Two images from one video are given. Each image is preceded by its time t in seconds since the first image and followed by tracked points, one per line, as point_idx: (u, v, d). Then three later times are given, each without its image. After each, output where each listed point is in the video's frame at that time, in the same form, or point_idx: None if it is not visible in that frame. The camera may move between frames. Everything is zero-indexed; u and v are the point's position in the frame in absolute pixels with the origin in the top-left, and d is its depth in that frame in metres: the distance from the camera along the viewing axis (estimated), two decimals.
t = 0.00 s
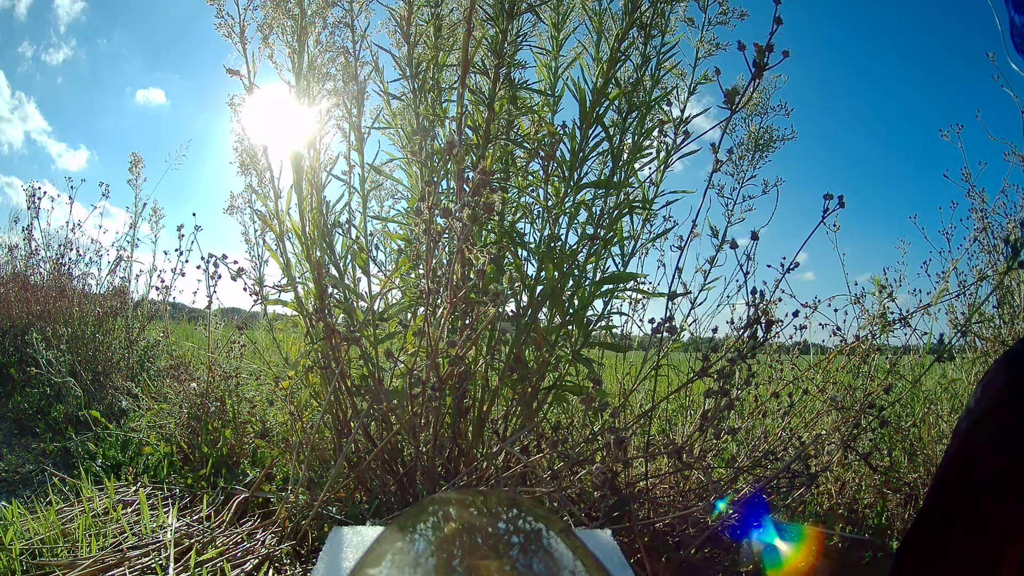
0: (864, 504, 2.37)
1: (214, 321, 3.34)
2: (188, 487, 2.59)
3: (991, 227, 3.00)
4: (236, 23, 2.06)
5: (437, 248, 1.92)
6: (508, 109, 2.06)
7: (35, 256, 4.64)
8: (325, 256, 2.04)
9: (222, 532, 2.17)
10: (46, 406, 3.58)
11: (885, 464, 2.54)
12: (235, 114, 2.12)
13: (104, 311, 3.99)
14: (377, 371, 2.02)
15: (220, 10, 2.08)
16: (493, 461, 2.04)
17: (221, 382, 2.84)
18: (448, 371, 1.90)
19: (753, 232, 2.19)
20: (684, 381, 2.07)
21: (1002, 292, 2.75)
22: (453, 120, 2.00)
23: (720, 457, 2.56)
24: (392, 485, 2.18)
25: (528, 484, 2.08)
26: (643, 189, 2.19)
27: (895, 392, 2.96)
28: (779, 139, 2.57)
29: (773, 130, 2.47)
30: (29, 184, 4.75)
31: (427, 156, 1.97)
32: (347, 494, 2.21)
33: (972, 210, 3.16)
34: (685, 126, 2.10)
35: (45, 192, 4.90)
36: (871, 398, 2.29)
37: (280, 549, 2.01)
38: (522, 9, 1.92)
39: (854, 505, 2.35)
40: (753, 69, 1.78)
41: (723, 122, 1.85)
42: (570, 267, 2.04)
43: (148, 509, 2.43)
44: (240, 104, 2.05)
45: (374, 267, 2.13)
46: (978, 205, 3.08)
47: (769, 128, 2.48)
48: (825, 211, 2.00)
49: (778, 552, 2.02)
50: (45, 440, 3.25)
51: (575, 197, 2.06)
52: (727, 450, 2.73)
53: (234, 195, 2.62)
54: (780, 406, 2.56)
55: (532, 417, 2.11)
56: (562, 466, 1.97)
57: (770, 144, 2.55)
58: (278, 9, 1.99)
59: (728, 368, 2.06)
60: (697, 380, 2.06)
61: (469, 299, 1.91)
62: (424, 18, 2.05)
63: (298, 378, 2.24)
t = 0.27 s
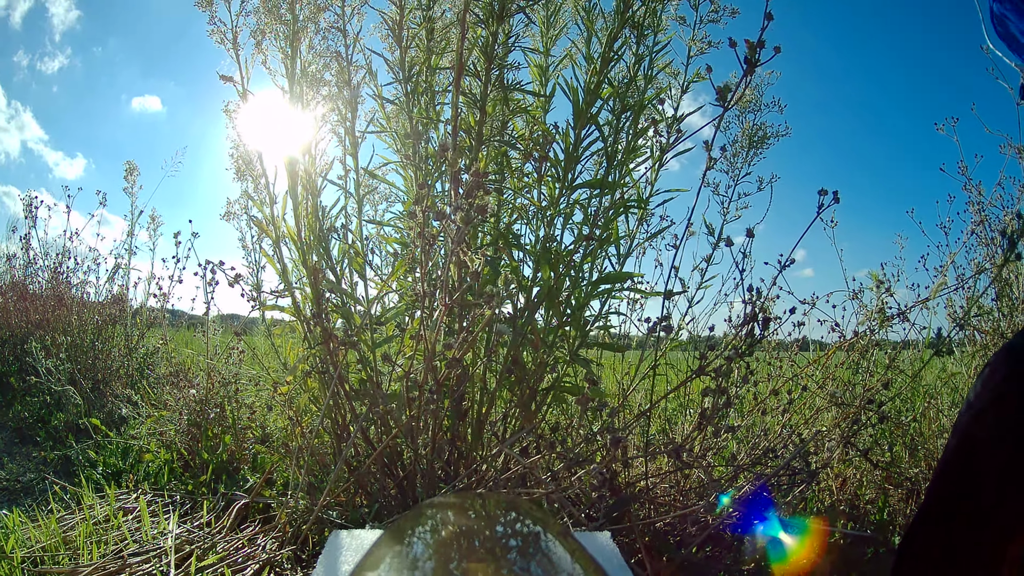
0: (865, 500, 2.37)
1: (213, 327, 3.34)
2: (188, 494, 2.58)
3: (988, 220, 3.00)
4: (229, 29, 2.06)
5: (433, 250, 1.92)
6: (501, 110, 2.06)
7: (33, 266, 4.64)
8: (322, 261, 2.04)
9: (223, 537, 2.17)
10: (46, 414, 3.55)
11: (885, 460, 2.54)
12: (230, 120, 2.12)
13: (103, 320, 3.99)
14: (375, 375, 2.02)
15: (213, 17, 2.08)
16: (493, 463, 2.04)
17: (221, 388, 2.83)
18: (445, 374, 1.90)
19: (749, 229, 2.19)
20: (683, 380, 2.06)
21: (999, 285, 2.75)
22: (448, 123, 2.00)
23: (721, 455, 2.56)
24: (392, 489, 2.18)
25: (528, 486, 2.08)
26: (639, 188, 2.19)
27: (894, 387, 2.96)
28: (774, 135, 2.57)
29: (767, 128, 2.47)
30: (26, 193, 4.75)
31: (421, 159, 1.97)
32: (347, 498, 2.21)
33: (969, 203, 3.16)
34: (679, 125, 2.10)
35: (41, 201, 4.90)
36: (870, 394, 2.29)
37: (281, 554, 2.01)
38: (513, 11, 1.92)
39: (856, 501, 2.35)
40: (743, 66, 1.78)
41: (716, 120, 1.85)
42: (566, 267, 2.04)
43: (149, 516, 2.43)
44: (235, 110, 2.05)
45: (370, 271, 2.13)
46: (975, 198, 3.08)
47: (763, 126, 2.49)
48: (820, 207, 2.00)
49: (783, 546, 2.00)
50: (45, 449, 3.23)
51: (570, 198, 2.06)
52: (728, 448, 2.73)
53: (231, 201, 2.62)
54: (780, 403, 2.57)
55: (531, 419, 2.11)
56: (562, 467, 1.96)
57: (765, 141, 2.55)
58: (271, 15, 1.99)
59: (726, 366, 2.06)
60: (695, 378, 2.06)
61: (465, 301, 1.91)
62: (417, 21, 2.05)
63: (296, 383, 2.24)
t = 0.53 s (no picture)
0: (884, 479, 2.35)
1: (228, 333, 3.37)
2: (209, 499, 2.62)
3: (998, 190, 2.95)
4: (226, 36, 2.06)
5: (440, 246, 1.92)
6: (503, 103, 2.06)
7: (47, 282, 4.69)
8: (330, 262, 2.05)
9: (243, 541, 2.20)
10: (66, 428, 3.64)
11: (904, 439, 2.51)
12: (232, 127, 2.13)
13: (119, 331, 4.04)
14: (389, 373, 2.03)
15: (209, 26, 2.09)
16: (509, 456, 2.04)
17: (238, 394, 2.87)
18: (456, 369, 1.91)
19: (757, 210, 2.17)
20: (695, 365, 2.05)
21: (1013, 256, 2.71)
22: (449, 118, 2.00)
23: (738, 439, 2.55)
24: (410, 486, 2.19)
25: (546, 477, 2.09)
26: (645, 174, 2.18)
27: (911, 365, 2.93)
28: (777, 114, 2.54)
29: (771, 107, 2.44)
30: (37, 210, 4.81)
31: (424, 156, 1.97)
32: (366, 496, 2.23)
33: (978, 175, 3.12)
34: (682, 108, 2.08)
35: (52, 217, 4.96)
36: (885, 372, 2.27)
37: (301, 555, 2.03)
38: (509, 3, 1.91)
39: (875, 481, 2.33)
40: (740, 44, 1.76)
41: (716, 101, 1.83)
42: (575, 257, 2.03)
43: (170, 522, 2.46)
44: (237, 117, 2.06)
45: (380, 270, 2.13)
46: (984, 169, 3.04)
47: (767, 105, 2.46)
48: (824, 184, 1.98)
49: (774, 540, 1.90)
50: (66, 462, 3.29)
51: (577, 186, 2.05)
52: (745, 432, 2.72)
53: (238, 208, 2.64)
54: (796, 384, 2.55)
55: (546, 410, 2.11)
56: (578, 457, 1.96)
57: (769, 120, 2.52)
58: (267, 20, 2.00)
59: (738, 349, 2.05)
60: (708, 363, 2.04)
61: (474, 295, 1.91)
62: (413, 18, 2.05)
63: (311, 385, 2.26)
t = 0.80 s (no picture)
0: (904, 465, 2.33)
1: (245, 333, 3.41)
2: (229, 499, 2.66)
3: (1012, 171, 2.90)
4: (234, 39, 2.08)
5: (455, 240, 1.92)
6: (513, 96, 2.05)
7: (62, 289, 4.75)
8: (346, 259, 2.06)
9: (263, 540, 2.22)
10: (86, 433, 3.71)
11: (923, 424, 2.49)
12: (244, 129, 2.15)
13: (137, 335, 4.10)
14: (408, 368, 2.04)
15: (217, 29, 2.10)
16: (528, 448, 2.05)
17: (257, 394, 2.92)
18: (473, 362, 1.92)
19: (771, 196, 2.15)
20: (712, 353, 2.04)
21: None
22: (460, 113, 2.00)
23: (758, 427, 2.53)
24: (430, 480, 2.21)
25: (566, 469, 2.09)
26: (659, 162, 2.16)
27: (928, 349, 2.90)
28: (790, 99, 2.51)
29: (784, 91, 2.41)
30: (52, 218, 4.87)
31: (435, 151, 1.97)
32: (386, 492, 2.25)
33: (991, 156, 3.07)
34: (694, 95, 2.06)
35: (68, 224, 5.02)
36: (904, 356, 2.25)
37: (322, 552, 2.05)
38: None
39: (895, 467, 2.31)
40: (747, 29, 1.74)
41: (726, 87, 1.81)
42: (591, 248, 2.03)
43: (191, 523, 2.50)
44: (248, 118, 2.07)
45: (396, 266, 2.14)
46: (996, 151, 2.99)
47: (779, 89, 2.43)
48: (837, 168, 1.95)
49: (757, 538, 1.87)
50: (86, 467, 3.36)
51: (592, 176, 2.04)
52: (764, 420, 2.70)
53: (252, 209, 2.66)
54: (815, 370, 2.53)
55: (565, 401, 2.11)
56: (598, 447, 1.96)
57: (781, 106, 2.49)
58: (275, 21, 2.00)
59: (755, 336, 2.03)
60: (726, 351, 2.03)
61: (490, 289, 1.92)
62: (420, 14, 2.04)
63: (330, 382, 2.27)
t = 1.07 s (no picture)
0: (912, 467, 2.32)
1: (254, 329, 3.43)
2: (236, 495, 2.68)
3: (1020, 172, 2.88)
4: (244, 36, 2.09)
5: (465, 238, 1.92)
6: (524, 94, 2.05)
7: (70, 284, 4.78)
8: (356, 256, 2.07)
9: (270, 535, 2.24)
10: (93, 428, 3.74)
11: (930, 426, 2.49)
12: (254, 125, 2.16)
13: (144, 330, 4.13)
14: (417, 365, 2.05)
15: (227, 25, 2.11)
16: (536, 445, 2.06)
17: (265, 389, 2.92)
18: (482, 359, 1.93)
19: (781, 195, 2.15)
20: (721, 352, 2.04)
21: None
22: (470, 110, 2.00)
23: (765, 426, 2.53)
24: (438, 477, 2.22)
25: (574, 467, 2.10)
26: (668, 161, 2.16)
27: (935, 351, 2.89)
28: (799, 98, 2.50)
29: (794, 90, 2.41)
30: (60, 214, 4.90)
31: (446, 148, 1.98)
32: (394, 489, 2.26)
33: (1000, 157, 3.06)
34: (703, 94, 2.05)
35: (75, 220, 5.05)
36: (912, 357, 2.24)
37: (330, 547, 2.06)
38: None
39: (902, 468, 2.31)
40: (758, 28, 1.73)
41: (737, 86, 1.81)
42: (601, 246, 2.03)
43: (198, 518, 2.51)
44: (258, 115, 2.08)
45: (406, 263, 2.15)
46: (1004, 152, 2.98)
47: (789, 88, 2.42)
48: (847, 167, 1.95)
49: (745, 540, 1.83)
50: (93, 461, 3.39)
51: (602, 174, 2.04)
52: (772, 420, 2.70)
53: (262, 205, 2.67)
54: (823, 370, 2.52)
55: (574, 399, 2.11)
56: (606, 445, 1.97)
57: (790, 105, 2.48)
58: (285, 18, 2.01)
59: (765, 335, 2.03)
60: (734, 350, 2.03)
61: (500, 286, 1.92)
62: (430, 12, 2.05)
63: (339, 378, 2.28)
